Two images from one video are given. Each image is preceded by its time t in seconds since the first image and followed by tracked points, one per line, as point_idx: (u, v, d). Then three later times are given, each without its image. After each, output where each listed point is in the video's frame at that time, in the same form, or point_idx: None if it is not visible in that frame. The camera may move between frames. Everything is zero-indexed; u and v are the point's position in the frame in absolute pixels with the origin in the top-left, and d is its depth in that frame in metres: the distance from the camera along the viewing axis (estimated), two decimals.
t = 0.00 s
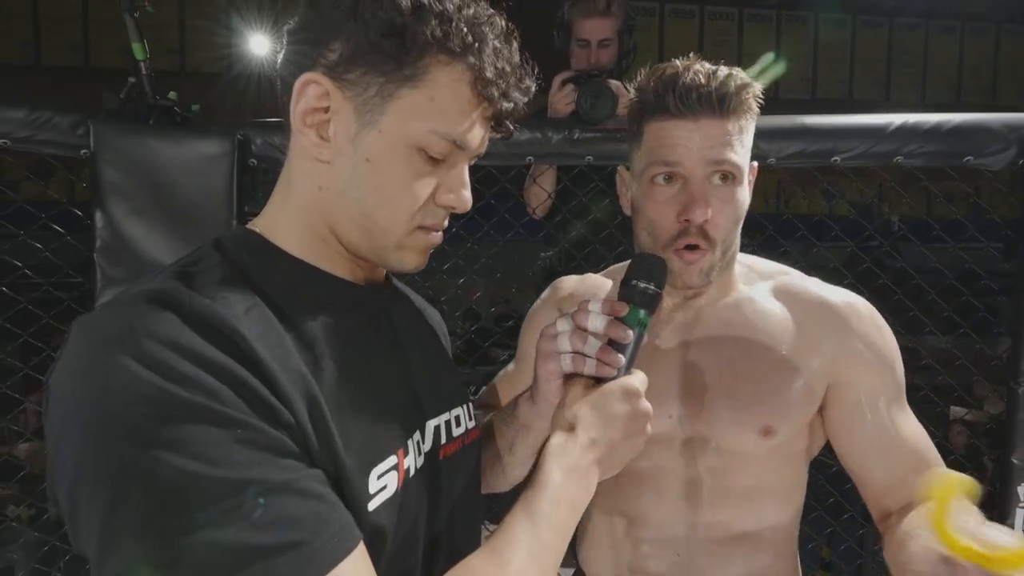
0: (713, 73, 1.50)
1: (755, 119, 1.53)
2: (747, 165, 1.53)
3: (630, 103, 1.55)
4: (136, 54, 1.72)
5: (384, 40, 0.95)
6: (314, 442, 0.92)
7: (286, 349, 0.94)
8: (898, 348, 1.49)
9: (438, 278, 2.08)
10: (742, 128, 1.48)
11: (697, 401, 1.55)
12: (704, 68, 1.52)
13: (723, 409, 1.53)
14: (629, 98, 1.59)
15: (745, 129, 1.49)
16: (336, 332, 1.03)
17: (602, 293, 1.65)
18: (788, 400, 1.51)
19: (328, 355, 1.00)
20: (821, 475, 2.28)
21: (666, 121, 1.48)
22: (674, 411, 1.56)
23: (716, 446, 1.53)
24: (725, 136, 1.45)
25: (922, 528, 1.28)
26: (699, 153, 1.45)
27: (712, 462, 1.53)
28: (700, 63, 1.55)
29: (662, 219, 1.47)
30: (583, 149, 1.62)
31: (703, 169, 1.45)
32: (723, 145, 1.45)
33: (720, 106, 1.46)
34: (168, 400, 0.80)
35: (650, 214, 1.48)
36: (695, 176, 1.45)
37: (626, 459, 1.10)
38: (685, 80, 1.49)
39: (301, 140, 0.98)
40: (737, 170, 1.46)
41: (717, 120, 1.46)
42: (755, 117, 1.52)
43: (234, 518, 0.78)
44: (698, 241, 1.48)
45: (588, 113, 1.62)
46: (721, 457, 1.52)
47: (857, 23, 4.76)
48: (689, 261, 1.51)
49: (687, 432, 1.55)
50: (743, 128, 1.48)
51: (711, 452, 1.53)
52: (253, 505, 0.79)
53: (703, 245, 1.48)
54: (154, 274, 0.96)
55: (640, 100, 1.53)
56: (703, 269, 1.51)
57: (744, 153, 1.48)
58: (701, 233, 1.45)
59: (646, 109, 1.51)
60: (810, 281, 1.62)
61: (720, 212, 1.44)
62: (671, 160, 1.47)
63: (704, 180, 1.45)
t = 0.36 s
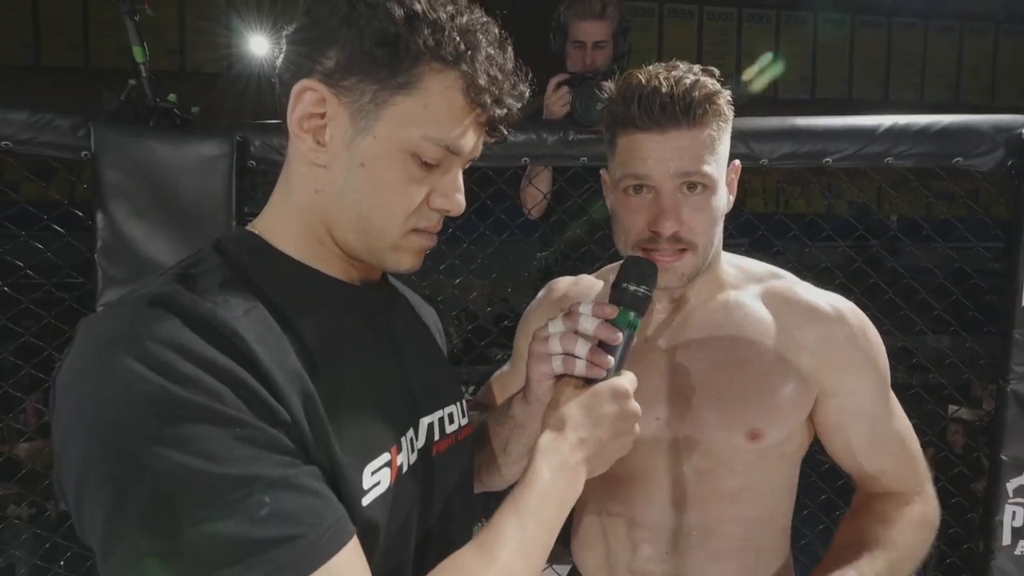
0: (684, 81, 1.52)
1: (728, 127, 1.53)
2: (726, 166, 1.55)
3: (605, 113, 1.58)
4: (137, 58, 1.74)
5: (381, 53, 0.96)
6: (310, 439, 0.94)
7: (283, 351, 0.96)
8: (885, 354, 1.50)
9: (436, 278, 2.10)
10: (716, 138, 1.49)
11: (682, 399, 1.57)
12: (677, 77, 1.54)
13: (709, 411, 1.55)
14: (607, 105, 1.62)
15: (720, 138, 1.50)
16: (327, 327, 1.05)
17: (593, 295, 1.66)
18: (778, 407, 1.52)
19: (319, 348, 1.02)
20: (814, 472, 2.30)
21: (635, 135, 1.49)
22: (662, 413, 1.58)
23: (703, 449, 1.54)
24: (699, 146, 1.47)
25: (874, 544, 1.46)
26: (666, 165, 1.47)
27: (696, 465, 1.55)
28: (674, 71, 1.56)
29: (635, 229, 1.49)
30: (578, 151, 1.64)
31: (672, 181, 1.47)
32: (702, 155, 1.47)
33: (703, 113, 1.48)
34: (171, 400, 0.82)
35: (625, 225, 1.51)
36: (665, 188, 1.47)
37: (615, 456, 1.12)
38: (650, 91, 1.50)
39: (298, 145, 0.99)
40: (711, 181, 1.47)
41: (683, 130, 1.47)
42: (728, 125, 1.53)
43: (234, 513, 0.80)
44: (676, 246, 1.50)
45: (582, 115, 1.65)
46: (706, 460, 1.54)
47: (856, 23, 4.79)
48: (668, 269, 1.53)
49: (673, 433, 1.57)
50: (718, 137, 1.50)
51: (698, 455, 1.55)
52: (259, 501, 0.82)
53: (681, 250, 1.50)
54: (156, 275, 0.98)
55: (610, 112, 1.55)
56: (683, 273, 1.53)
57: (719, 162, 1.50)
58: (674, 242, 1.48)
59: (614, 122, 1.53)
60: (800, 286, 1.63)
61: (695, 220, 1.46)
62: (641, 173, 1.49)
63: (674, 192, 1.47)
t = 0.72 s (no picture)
0: (689, 80, 1.54)
1: (733, 127, 1.56)
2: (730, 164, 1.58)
3: (612, 110, 1.60)
4: (141, 59, 1.77)
5: (367, 48, 0.99)
6: (307, 428, 0.97)
7: (283, 345, 0.98)
8: (887, 354, 1.54)
9: (434, 277, 2.12)
10: (721, 137, 1.52)
11: (681, 398, 1.59)
12: (684, 76, 1.56)
13: (713, 410, 1.57)
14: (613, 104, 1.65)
15: (726, 138, 1.53)
16: (326, 322, 1.07)
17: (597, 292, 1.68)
18: (778, 406, 1.55)
19: (319, 345, 1.04)
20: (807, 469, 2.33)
21: (639, 132, 1.52)
22: (665, 410, 1.60)
23: (703, 447, 1.57)
24: (705, 144, 1.50)
25: (884, 544, 1.42)
26: (666, 161, 1.49)
27: (698, 461, 1.57)
28: (683, 70, 1.59)
29: (634, 224, 1.52)
30: (575, 152, 1.67)
31: (673, 177, 1.49)
32: (707, 154, 1.50)
33: (706, 112, 1.51)
34: (175, 391, 0.85)
35: (625, 220, 1.53)
36: (665, 184, 1.49)
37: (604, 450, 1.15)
38: (655, 90, 1.53)
39: (294, 145, 1.02)
40: (713, 180, 1.50)
41: (686, 128, 1.49)
42: (733, 125, 1.56)
43: (236, 499, 0.83)
44: (674, 242, 1.52)
45: (580, 116, 1.67)
46: (708, 457, 1.57)
47: (854, 23, 4.81)
48: (665, 264, 1.55)
49: (674, 430, 1.59)
50: (724, 137, 1.52)
51: (697, 452, 1.57)
52: (260, 488, 0.84)
53: (680, 247, 1.52)
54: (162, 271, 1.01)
55: (617, 109, 1.58)
56: (680, 269, 1.55)
57: (723, 161, 1.53)
58: (672, 237, 1.50)
59: (622, 118, 1.55)
60: (803, 286, 1.66)
61: (694, 216, 1.49)
62: (642, 169, 1.51)
63: (675, 188, 1.49)
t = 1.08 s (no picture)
0: (687, 73, 1.56)
1: (733, 119, 1.57)
2: (732, 157, 1.60)
3: (613, 106, 1.62)
4: (144, 57, 1.78)
5: (346, 33, 1.01)
6: (316, 412, 0.99)
7: (294, 333, 1.01)
8: (900, 350, 1.53)
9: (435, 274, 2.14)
10: (719, 128, 1.53)
11: (686, 394, 1.62)
12: (682, 69, 1.58)
13: (717, 404, 1.59)
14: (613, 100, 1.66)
15: (726, 129, 1.54)
16: (335, 313, 1.10)
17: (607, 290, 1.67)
18: (789, 402, 1.55)
19: (327, 332, 1.07)
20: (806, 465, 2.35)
21: (638, 126, 1.53)
22: (670, 403, 1.62)
23: (712, 442, 1.58)
24: (704, 136, 1.51)
25: (906, 538, 1.42)
26: (665, 154, 1.51)
27: (706, 455, 1.59)
28: (681, 65, 1.61)
29: (635, 216, 1.54)
30: (575, 149, 1.69)
31: (671, 169, 1.51)
32: (707, 146, 1.51)
33: (703, 104, 1.52)
34: (191, 375, 0.87)
35: (628, 214, 1.56)
36: (665, 177, 1.51)
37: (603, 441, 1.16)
38: (652, 83, 1.54)
39: (291, 134, 1.05)
40: (712, 172, 1.51)
41: (683, 121, 1.51)
42: (733, 117, 1.57)
43: (250, 482, 0.85)
44: (673, 233, 1.53)
45: (580, 114, 1.67)
46: (717, 451, 1.58)
47: (854, 24, 4.83)
48: (664, 254, 1.56)
49: (680, 423, 1.61)
50: (723, 128, 1.54)
51: (705, 447, 1.59)
52: (273, 471, 0.86)
53: (679, 237, 1.53)
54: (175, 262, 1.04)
55: (618, 104, 1.60)
56: (680, 260, 1.55)
57: (723, 153, 1.54)
58: (671, 229, 1.51)
59: (622, 114, 1.57)
60: (816, 283, 1.66)
61: (694, 207, 1.50)
62: (642, 162, 1.53)
63: (674, 181, 1.51)
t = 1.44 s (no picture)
0: (688, 75, 1.55)
1: (737, 121, 1.57)
2: (736, 160, 1.59)
3: (614, 109, 1.62)
4: (144, 59, 1.77)
5: (326, 33, 1.03)
6: (326, 417, 0.99)
7: (303, 338, 1.02)
8: (908, 352, 1.51)
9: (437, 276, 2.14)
10: (721, 130, 1.53)
11: (691, 401, 1.61)
12: (683, 72, 1.58)
13: (719, 410, 1.59)
14: (614, 102, 1.66)
15: (728, 132, 1.54)
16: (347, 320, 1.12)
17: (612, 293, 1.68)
18: (794, 410, 1.55)
19: (334, 337, 1.08)
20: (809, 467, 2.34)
21: (639, 128, 1.53)
22: (672, 409, 1.63)
23: (714, 450, 1.58)
24: (705, 139, 1.51)
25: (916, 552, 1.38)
26: (664, 157, 1.51)
27: (711, 463, 1.58)
28: (683, 67, 1.60)
29: (635, 219, 1.53)
30: (576, 151, 1.68)
31: (671, 173, 1.51)
32: (709, 150, 1.51)
33: (703, 106, 1.52)
34: (202, 381, 0.87)
35: (627, 216, 1.55)
36: (663, 181, 1.51)
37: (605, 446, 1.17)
38: (652, 85, 1.54)
39: (288, 140, 1.08)
40: (712, 175, 1.51)
41: (682, 123, 1.51)
42: (734, 119, 1.56)
43: (259, 490, 0.84)
44: (675, 237, 1.53)
45: (582, 116, 1.68)
46: (719, 460, 1.57)
47: (854, 24, 4.82)
48: (666, 260, 1.56)
49: (683, 430, 1.61)
50: (725, 131, 1.53)
51: (708, 455, 1.58)
52: (282, 479, 0.86)
53: (681, 241, 1.54)
54: (184, 267, 1.04)
55: (619, 107, 1.60)
56: (682, 265, 1.56)
57: (725, 155, 1.54)
58: (671, 232, 1.51)
59: (622, 116, 1.57)
60: (822, 286, 1.66)
61: (695, 211, 1.50)
62: (640, 165, 1.53)
63: (673, 184, 1.50)
